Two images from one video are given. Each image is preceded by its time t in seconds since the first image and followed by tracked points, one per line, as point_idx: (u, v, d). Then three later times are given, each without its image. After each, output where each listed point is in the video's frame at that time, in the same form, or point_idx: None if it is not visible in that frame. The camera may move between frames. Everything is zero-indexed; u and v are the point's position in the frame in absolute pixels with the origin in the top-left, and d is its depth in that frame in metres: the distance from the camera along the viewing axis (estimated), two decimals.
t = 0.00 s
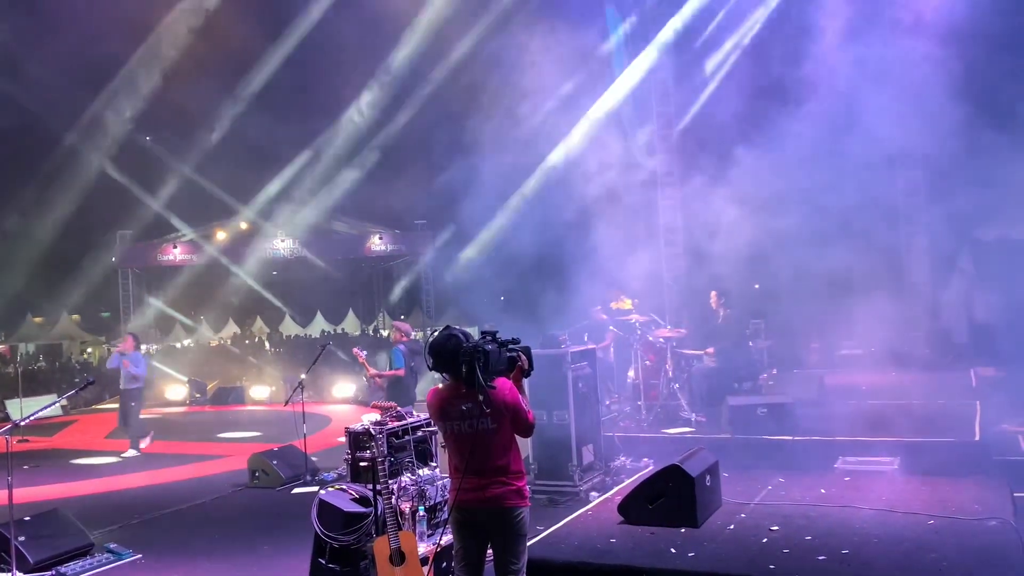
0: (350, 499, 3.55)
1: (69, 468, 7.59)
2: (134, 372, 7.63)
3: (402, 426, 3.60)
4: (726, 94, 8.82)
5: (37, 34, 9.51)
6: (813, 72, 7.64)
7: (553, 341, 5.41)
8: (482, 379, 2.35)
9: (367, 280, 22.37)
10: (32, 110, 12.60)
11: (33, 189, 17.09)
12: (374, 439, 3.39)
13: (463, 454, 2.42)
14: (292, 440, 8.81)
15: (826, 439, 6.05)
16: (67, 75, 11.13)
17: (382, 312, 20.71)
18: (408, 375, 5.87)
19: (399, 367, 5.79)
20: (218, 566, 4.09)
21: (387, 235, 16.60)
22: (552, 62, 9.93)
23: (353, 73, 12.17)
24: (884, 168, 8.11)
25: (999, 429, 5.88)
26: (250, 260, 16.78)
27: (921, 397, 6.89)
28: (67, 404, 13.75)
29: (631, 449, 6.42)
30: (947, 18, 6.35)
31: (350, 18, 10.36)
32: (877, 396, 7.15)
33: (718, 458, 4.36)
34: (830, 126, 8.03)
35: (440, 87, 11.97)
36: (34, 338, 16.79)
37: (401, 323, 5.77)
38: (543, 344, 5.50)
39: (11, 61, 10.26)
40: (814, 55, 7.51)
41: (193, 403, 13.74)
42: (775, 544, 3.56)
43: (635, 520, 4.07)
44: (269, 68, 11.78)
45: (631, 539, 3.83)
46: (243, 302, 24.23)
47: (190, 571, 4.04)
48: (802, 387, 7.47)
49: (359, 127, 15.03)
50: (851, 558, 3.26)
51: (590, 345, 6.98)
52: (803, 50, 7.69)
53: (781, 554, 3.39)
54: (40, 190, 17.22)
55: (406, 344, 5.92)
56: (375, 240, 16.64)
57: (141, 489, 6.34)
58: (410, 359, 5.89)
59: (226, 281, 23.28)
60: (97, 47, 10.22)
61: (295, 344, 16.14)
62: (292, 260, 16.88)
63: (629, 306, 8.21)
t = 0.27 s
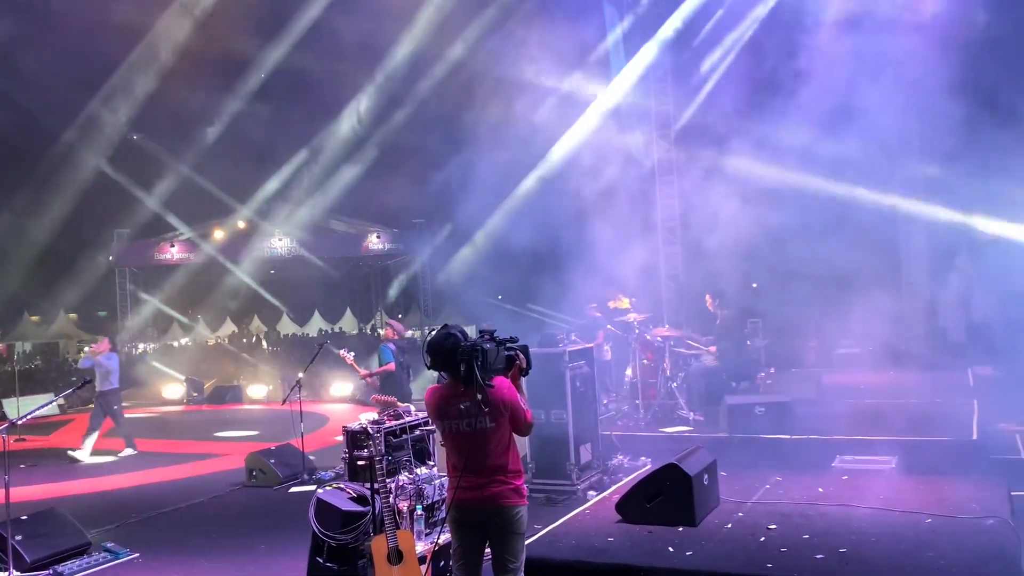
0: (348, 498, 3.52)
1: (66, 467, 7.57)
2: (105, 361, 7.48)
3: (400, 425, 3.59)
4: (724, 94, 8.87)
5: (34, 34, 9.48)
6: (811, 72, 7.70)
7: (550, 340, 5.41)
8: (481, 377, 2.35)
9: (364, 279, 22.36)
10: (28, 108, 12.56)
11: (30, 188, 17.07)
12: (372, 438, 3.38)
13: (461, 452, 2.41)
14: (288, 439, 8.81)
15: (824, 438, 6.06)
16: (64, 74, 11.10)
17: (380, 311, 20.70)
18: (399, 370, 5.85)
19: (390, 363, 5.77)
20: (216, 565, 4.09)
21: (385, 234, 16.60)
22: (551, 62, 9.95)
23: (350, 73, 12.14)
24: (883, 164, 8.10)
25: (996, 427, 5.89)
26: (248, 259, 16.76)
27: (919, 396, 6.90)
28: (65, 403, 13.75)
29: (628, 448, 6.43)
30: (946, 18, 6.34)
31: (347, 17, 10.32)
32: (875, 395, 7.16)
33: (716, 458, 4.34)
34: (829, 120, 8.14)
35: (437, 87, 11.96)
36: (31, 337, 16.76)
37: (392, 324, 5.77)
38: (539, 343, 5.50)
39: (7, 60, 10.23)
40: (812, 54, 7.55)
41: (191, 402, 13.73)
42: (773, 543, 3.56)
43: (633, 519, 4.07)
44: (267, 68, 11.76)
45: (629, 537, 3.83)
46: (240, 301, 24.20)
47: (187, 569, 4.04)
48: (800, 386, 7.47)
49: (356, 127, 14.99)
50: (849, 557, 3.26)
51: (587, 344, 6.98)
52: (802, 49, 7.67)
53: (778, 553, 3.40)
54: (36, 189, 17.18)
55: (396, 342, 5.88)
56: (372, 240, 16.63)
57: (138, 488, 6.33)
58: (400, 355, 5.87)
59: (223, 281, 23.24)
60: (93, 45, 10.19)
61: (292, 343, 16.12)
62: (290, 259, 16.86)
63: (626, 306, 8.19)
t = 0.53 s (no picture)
0: (346, 496, 3.53)
1: (64, 465, 7.57)
2: (83, 363, 7.56)
3: (399, 423, 3.59)
4: (722, 93, 8.89)
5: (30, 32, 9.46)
6: (805, 71, 7.72)
7: (549, 339, 5.41)
8: (480, 376, 2.35)
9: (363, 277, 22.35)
10: (24, 107, 12.54)
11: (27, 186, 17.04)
12: (370, 436, 3.39)
13: (459, 450, 2.42)
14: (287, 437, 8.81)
15: (822, 435, 6.06)
16: (61, 72, 11.07)
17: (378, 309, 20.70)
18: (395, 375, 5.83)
19: (386, 369, 5.76)
20: (214, 563, 4.09)
21: (383, 232, 16.59)
22: (549, 61, 9.95)
23: (347, 72, 12.12)
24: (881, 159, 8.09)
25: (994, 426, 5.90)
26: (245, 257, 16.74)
27: (916, 393, 6.91)
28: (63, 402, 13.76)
29: (627, 446, 6.43)
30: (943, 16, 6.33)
31: (343, 16, 10.30)
32: (873, 392, 7.17)
33: (714, 456, 4.34)
34: (823, 117, 8.15)
35: (434, 85, 11.94)
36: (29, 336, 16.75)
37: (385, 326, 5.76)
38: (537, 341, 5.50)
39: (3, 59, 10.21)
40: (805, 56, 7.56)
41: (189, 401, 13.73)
42: (771, 540, 3.57)
43: (631, 517, 4.08)
44: (264, 67, 11.74)
45: (627, 535, 3.83)
46: (239, 300, 24.20)
47: (186, 568, 4.04)
48: (799, 383, 7.47)
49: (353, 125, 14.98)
50: (847, 554, 3.27)
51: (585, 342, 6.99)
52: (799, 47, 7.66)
53: (776, 550, 3.40)
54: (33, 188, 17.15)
55: (392, 344, 5.89)
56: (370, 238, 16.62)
57: (137, 486, 6.33)
58: (396, 359, 5.85)
59: (221, 280, 23.22)
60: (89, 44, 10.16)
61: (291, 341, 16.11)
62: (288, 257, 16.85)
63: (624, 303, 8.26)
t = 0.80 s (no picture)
0: (344, 494, 3.53)
1: (62, 463, 7.57)
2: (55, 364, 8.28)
3: (397, 421, 3.59)
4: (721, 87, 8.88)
5: (28, 28, 9.45)
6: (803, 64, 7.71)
7: (547, 337, 5.41)
8: (478, 374, 2.35)
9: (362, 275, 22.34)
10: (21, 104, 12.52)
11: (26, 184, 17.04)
12: (368, 434, 3.39)
13: (458, 448, 2.42)
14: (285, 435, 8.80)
15: (821, 433, 6.06)
16: (58, 69, 11.05)
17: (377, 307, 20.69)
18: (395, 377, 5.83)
19: (386, 371, 5.76)
20: (212, 561, 4.09)
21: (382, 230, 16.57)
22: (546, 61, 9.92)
23: (345, 70, 12.11)
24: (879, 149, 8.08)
25: (992, 425, 5.89)
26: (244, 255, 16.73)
27: (915, 390, 6.91)
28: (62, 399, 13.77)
29: (625, 444, 6.43)
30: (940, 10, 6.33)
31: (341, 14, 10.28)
32: (871, 390, 7.17)
33: (712, 454, 4.34)
34: (820, 112, 8.14)
35: (431, 84, 11.91)
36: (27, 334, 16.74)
37: (383, 327, 5.75)
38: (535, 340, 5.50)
39: None
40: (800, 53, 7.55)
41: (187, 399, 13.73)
42: (769, 538, 3.57)
43: (630, 515, 4.08)
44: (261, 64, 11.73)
45: (625, 533, 3.83)
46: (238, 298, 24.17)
47: (184, 565, 4.04)
48: (797, 381, 7.47)
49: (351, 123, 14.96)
50: (844, 552, 3.27)
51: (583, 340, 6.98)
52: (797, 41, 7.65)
53: (774, 548, 3.40)
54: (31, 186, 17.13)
55: (393, 344, 5.89)
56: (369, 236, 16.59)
57: (135, 484, 6.33)
58: (397, 361, 5.85)
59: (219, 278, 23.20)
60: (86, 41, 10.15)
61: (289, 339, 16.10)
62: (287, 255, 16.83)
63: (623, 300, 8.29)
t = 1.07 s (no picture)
0: (343, 492, 3.54)
1: (60, 462, 7.56)
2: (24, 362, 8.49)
3: (395, 419, 3.59)
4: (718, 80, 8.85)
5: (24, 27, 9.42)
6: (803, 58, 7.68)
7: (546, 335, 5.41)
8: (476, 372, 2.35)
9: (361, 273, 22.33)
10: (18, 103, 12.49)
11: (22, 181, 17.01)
12: (367, 432, 3.39)
13: (456, 447, 2.42)
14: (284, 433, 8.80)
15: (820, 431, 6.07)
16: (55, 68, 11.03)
17: (376, 305, 20.68)
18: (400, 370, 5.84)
19: (390, 364, 5.74)
20: (210, 559, 4.09)
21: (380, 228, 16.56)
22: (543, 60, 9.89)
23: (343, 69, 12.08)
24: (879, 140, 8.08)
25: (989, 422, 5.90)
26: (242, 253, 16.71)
27: (913, 389, 6.91)
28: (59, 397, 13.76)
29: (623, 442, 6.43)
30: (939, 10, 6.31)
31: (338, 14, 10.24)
32: (869, 388, 7.17)
33: (711, 452, 4.34)
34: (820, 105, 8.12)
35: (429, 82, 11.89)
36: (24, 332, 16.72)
37: (385, 322, 5.76)
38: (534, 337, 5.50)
39: None
40: (795, 50, 7.52)
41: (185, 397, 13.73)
42: (768, 536, 3.57)
43: (628, 513, 4.08)
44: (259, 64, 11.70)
45: (624, 531, 3.83)
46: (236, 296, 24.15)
47: (182, 563, 4.03)
48: (795, 380, 7.47)
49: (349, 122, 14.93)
50: (844, 550, 3.27)
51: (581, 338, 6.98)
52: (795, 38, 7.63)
53: (774, 546, 3.40)
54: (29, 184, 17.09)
55: (395, 339, 5.90)
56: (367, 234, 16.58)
57: (133, 482, 6.32)
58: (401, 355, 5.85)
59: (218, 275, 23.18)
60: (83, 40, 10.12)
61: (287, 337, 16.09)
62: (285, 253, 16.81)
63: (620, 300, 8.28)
